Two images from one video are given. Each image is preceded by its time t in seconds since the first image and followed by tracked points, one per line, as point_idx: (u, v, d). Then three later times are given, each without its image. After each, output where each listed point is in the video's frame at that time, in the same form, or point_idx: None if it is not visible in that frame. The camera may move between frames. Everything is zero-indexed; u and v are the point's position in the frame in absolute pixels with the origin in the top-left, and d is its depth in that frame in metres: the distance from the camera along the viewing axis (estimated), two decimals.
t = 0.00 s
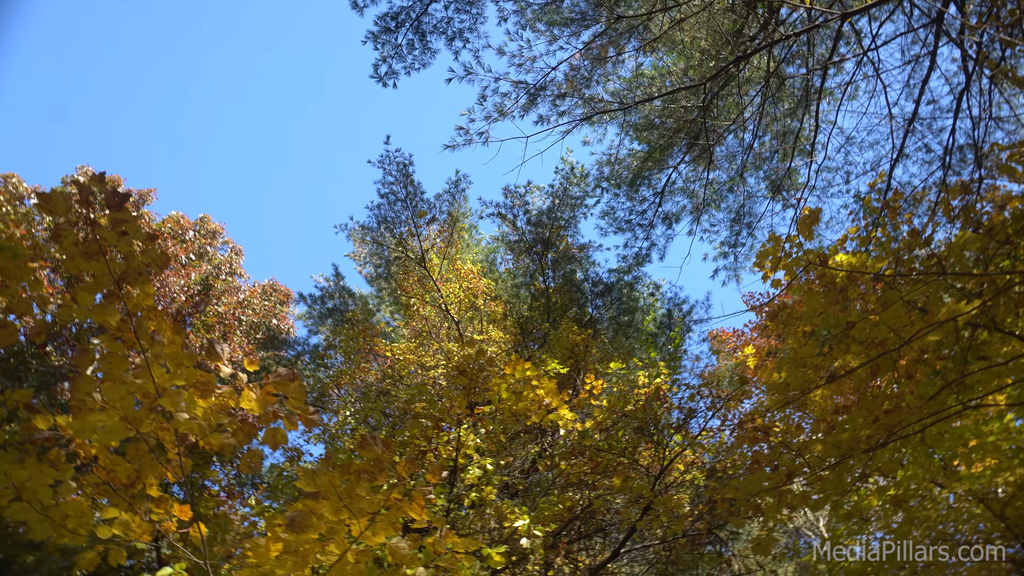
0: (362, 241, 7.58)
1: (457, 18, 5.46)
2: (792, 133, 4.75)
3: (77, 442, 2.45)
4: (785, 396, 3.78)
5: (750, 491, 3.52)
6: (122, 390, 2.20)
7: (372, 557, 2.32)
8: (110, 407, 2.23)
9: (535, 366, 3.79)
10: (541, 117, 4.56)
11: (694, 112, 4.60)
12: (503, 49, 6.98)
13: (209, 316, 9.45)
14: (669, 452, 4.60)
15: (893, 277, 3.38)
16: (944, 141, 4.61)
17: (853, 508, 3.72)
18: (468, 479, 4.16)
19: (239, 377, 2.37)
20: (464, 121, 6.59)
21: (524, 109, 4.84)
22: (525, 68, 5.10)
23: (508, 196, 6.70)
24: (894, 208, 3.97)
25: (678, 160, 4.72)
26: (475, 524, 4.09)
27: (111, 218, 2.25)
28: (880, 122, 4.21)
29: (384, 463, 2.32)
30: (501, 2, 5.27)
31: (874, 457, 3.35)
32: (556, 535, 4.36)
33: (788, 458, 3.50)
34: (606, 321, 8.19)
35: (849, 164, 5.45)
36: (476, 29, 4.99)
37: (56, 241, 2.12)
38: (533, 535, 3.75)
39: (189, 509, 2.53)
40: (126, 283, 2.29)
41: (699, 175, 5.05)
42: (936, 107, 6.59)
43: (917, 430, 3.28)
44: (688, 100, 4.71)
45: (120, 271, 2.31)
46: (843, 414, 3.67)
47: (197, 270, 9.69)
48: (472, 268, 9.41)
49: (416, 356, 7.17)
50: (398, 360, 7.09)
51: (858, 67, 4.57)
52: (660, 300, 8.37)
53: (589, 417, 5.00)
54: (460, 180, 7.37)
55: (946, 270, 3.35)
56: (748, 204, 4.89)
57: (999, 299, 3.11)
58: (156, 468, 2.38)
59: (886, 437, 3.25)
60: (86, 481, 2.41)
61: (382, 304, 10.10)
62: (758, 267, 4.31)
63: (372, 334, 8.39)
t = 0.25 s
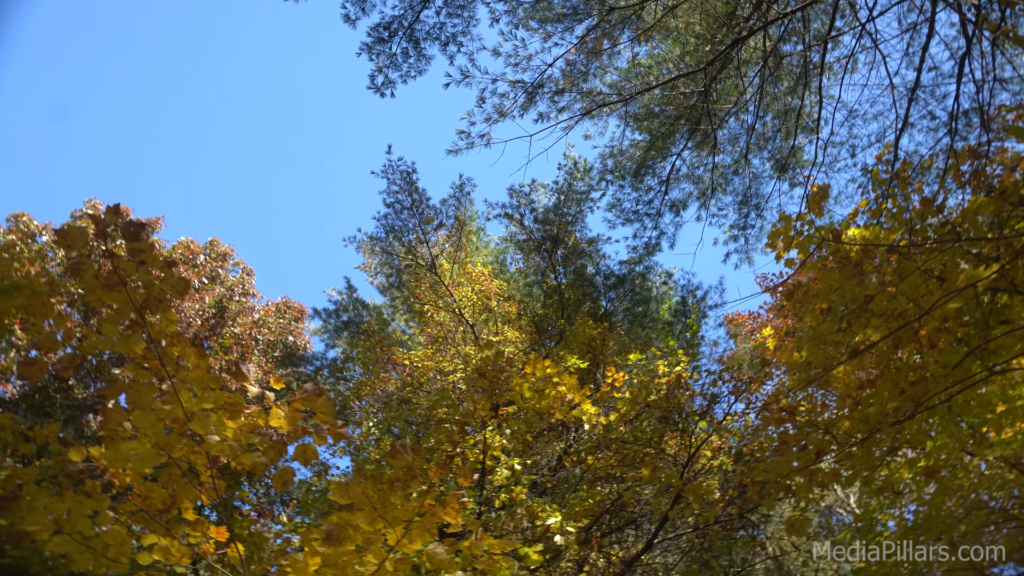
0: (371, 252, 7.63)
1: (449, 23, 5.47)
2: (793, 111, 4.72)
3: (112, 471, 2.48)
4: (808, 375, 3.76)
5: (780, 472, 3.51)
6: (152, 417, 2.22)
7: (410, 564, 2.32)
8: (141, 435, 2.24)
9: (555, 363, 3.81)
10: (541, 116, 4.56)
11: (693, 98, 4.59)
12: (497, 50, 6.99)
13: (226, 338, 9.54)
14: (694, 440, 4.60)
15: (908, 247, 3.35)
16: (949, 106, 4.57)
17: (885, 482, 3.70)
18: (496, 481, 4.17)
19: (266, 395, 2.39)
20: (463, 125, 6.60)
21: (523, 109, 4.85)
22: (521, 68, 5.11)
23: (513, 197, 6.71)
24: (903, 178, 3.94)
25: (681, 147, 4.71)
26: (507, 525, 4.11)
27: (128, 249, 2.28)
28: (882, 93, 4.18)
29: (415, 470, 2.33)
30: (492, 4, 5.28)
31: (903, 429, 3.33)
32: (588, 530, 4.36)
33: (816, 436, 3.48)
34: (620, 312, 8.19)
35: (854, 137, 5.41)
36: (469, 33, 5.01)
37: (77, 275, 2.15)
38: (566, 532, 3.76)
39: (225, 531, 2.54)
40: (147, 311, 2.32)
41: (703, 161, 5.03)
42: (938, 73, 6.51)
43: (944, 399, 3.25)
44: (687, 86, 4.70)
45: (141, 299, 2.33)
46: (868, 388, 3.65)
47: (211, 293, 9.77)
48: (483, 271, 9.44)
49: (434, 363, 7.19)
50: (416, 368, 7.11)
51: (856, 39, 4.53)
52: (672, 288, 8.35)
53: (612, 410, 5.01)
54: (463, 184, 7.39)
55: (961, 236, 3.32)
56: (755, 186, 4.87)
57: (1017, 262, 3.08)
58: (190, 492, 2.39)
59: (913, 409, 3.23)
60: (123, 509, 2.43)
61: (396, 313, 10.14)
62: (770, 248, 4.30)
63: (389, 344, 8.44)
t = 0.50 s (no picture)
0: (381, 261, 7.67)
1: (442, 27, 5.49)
2: (793, 87, 4.71)
3: (150, 494, 2.51)
4: (829, 349, 3.75)
5: (809, 448, 3.50)
6: (184, 437, 2.24)
7: (450, 565, 2.34)
8: (175, 455, 2.27)
9: (576, 356, 3.82)
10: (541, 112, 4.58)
11: (692, 82, 4.58)
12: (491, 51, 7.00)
13: (244, 357, 9.62)
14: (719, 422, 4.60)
15: (921, 214, 3.33)
16: (951, 70, 4.54)
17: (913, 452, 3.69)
18: (525, 478, 4.19)
19: (295, 408, 2.41)
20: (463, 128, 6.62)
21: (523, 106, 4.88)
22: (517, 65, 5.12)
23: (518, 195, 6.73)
24: (910, 146, 3.92)
25: (683, 132, 4.70)
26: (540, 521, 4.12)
27: (150, 273, 2.31)
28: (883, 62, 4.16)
29: (448, 471, 2.35)
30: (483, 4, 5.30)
31: (930, 396, 3.31)
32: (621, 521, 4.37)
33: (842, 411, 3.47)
34: (634, 302, 8.20)
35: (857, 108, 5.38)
36: (464, 35, 5.02)
37: (102, 302, 2.18)
38: (599, 523, 3.77)
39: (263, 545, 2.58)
40: (172, 332, 2.35)
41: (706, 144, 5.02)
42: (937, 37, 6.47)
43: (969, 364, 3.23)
44: (684, 70, 4.69)
45: (165, 321, 2.37)
46: (891, 359, 3.63)
47: (226, 314, 9.87)
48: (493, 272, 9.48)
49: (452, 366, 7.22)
50: (435, 373, 7.15)
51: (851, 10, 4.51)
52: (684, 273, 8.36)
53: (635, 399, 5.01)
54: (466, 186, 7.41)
55: (974, 199, 3.30)
56: (760, 165, 4.86)
57: None
58: (227, 509, 2.41)
59: (938, 376, 3.21)
60: (164, 531, 2.46)
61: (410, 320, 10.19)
62: (781, 226, 4.29)
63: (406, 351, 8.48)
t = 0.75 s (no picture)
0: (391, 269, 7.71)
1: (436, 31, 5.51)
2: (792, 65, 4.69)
3: (186, 512, 2.54)
4: (847, 324, 3.74)
5: (834, 424, 3.50)
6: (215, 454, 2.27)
7: (486, 563, 2.35)
8: (208, 473, 2.29)
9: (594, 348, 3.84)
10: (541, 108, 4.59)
11: (689, 68, 4.58)
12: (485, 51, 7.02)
13: (263, 374, 9.71)
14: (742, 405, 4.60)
15: (931, 182, 3.31)
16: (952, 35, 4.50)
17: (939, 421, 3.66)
18: (552, 473, 4.22)
19: (322, 417, 2.43)
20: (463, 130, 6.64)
21: (522, 104, 4.90)
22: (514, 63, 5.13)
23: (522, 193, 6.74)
24: (915, 114, 3.89)
25: (684, 118, 4.70)
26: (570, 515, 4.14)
27: (171, 294, 2.35)
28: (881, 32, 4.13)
29: (478, 470, 2.35)
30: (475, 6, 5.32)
31: (953, 364, 3.29)
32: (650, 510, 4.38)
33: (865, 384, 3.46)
34: (647, 291, 8.19)
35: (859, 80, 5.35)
36: (458, 37, 5.04)
37: (127, 325, 2.22)
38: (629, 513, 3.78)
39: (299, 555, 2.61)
40: (197, 351, 2.38)
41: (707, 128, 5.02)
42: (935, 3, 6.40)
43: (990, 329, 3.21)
44: (681, 56, 4.69)
45: (188, 340, 2.40)
46: (911, 329, 3.61)
47: (242, 332, 9.96)
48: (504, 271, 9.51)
49: (470, 368, 7.25)
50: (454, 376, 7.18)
51: None
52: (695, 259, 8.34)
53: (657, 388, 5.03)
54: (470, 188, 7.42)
55: (983, 163, 3.27)
56: (764, 145, 4.85)
57: None
58: (261, 523, 2.43)
59: (960, 343, 3.19)
60: (201, 547, 2.49)
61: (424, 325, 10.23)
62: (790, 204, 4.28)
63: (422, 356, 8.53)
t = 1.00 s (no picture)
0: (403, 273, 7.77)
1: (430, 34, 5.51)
2: (790, 42, 4.66)
3: (221, 527, 2.57)
4: (863, 298, 3.73)
5: (857, 400, 3.49)
6: (246, 468, 2.29)
7: (520, 559, 2.36)
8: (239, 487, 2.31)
9: (611, 340, 3.86)
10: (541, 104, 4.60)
11: (686, 52, 4.58)
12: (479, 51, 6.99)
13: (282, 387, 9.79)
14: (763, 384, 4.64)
15: (938, 151, 3.29)
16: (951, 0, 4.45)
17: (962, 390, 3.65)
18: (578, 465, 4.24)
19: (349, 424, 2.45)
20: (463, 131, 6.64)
21: (521, 101, 4.91)
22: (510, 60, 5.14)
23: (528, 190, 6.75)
24: (919, 83, 3.86)
25: (684, 103, 4.69)
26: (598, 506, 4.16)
27: (192, 312, 2.37)
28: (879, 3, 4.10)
29: (507, 467, 2.37)
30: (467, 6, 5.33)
31: (974, 332, 3.27)
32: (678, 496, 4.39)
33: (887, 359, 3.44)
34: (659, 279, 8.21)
35: (859, 53, 5.30)
36: (453, 39, 5.05)
37: (152, 346, 2.25)
38: (657, 500, 3.79)
39: (334, 563, 2.63)
40: (221, 367, 2.41)
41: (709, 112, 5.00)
42: None
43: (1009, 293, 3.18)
44: (677, 42, 4.68)
45: (212, 357, 2.42)
46: (929, 299, 3.59)
47: (258, 347, 10.05)
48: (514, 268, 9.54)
49: (487, 368, 7.27)
50: (471, 376, 7.21)
51: None
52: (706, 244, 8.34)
53: (676, 374, 5.04)
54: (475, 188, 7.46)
55: (991, 127, 3.25)
56: (767, 125, 4.83)
57: None
58: (295, 533, 2.45)
59: (980, 310, 3.16)
60: (238, 561, 2.52)
61: (439, 328, 10.27)
62: (798, 182, 4.27)
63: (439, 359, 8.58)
